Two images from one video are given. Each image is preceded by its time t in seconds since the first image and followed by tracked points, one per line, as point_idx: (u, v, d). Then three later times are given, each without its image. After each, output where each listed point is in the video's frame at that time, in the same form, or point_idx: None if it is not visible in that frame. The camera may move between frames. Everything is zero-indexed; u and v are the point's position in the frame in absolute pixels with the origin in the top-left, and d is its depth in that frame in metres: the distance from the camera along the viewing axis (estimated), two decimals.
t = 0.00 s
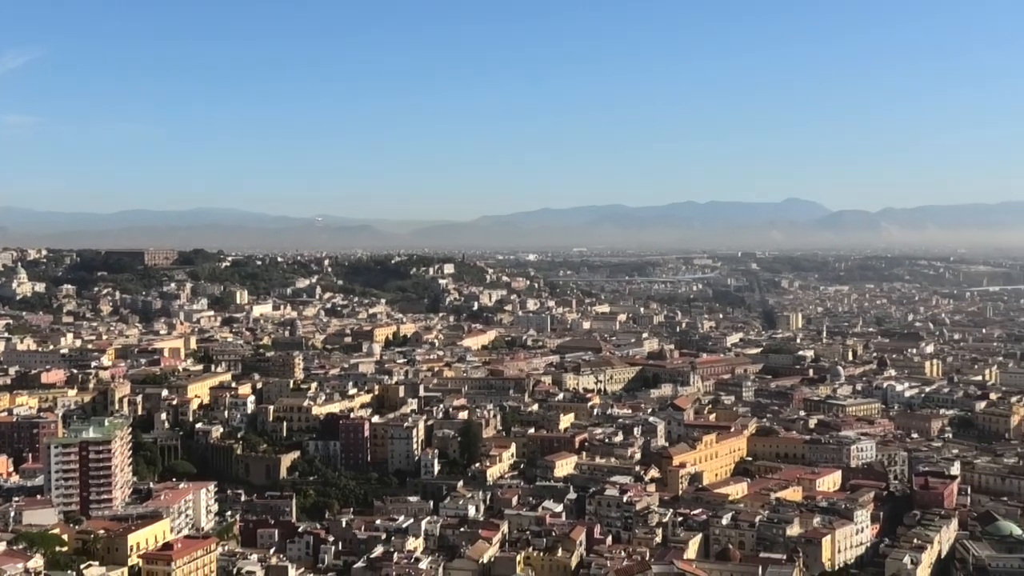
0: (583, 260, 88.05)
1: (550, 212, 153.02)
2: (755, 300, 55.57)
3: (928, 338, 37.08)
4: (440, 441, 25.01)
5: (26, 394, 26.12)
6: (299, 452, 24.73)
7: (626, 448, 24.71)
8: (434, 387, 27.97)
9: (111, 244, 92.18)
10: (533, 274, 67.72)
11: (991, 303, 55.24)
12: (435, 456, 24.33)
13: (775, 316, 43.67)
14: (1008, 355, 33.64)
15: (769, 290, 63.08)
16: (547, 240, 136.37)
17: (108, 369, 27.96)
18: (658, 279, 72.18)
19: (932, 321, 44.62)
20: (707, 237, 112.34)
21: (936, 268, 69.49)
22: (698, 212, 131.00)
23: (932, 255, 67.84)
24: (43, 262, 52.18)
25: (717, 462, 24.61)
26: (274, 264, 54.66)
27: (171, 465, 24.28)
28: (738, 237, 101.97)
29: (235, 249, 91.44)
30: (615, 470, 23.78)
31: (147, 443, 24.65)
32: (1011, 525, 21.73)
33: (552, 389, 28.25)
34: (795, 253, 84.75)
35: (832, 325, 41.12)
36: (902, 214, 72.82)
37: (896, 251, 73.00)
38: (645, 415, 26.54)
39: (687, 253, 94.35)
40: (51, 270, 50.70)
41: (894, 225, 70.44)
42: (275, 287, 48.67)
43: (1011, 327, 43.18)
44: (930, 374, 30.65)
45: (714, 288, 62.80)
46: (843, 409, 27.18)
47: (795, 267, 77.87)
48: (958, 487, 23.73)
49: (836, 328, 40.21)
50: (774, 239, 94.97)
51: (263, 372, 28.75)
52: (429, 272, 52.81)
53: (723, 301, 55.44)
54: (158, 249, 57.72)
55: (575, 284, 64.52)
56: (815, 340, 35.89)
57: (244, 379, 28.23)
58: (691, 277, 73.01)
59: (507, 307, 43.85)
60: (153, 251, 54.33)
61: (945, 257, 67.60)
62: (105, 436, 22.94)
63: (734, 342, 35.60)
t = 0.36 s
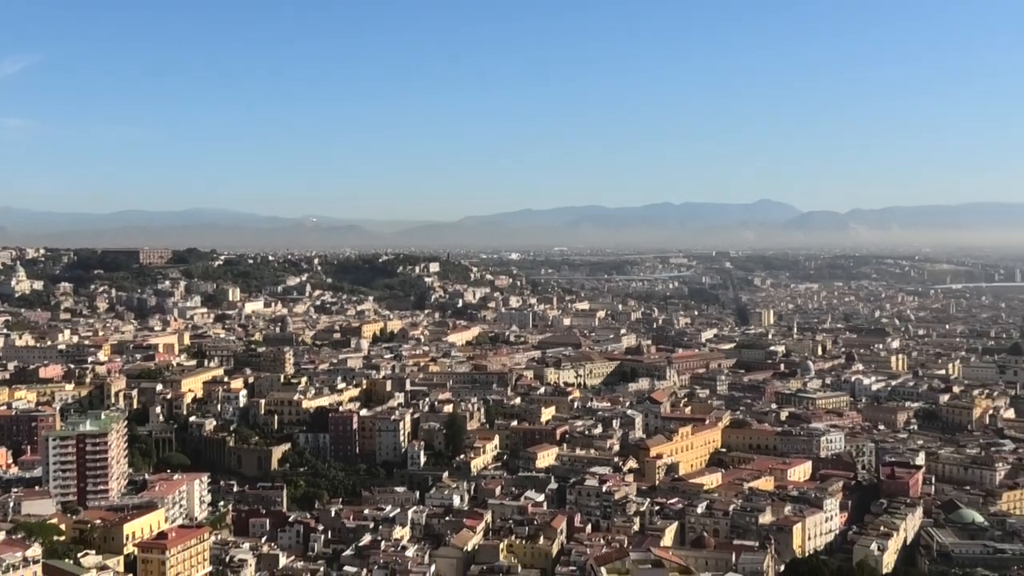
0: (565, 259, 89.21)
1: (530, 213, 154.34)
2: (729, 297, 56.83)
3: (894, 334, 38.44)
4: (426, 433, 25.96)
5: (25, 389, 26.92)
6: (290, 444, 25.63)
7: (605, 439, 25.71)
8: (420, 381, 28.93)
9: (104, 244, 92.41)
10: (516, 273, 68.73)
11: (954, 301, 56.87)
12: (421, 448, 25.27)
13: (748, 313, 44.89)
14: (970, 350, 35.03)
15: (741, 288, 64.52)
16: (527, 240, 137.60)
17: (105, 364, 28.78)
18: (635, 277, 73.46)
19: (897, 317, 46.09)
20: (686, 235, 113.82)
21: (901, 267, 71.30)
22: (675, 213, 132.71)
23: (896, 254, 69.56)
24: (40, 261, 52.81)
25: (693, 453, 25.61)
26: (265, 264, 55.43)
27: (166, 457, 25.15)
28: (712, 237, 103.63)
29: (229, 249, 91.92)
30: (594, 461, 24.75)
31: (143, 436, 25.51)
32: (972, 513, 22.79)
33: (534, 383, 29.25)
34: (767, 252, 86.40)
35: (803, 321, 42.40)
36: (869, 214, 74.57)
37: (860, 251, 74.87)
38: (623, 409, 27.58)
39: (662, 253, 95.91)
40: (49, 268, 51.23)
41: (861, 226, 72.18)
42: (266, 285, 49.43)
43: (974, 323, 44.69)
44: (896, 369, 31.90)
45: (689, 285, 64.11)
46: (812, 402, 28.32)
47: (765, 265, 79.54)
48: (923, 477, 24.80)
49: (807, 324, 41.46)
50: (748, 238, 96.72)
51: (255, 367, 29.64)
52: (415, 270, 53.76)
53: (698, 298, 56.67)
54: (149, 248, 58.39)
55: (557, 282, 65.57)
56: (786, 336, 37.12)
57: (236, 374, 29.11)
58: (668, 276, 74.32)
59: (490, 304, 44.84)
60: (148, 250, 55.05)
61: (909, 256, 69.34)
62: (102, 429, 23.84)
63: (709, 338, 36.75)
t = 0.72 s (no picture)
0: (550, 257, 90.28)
1: (513, 214, 155.49)
2: (707, 295, 58.05)
3: (863, 331, 39.85)
4: (415, 427, 26.92)
5: (26, 384, 27.75)
6: (282, 437, 26.54)
7: (587, 432, 26.73)
8: (409, 376, 29.90)
9: (98, 244, 92.70)
10: (501, 272, 69.73)
11: (921, 298, 58.38)
12: (410, 440, 26.22)
13: (724, 311, 46.10)
14: (936, 346, 36.44)
15: (717, 286, 65.86)
16: (510, 240, 138.71)
17: (103, 360, 29.62)
18: (615, 276, 74.64)
19: (866, 314, 47.49)
20: (667, 234, 115.26)
21: (870, 265, 72.87)
22: (656, 213, 134.23)
23: (865, 254, 71.18)
24: (40, 261, 53.43)
25: (671, 445, 26.66)
26: (258, 262, 56.24)
27: (162, 450, 26.03)
28: (691, 237, 105.03)
29: (223, 248, 92.43)
30: (576, 453, 25.75)
31: (140, 429, 26.39)
32: (939, 502, 23.80)
33: (518, 378, 30.27)
34: (742, 251, 87.79)
35: (777, 318, 43.63)
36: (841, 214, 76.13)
37: (830, 251, 76.40)
38: (604, 403, 28.63)
39: (640, 253, 97.24)
40: (48, 268, 51.81)
41: (832, 227, 73.71)
42: (260, 284, 50.25)
43: (940, 320, 46.15)
44: (866, 364, 33.20)
45: (668, 284, 65.25)
46: (785, 396, 29.53)
47: (740, 265, 80.94)
48: (891, 467, 25.90)
49: (780, 321, 42.70)
50: (722, 238, 98.07)
51: (249, 362, 30.54)
52: (404, 269, 54.69)
53: (675, 296, 57.79)
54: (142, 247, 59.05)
55: (542, 281, 66.62)
56: (761, 333, 38.37)
57: (231, 370, 30.00)
58: (647, 275, 75.48)
59: (476, 302, 45.82)
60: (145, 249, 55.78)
61: (878, 255, 70.93)
62: (100, 423, 24.71)
63: (687, 334, 37.88)
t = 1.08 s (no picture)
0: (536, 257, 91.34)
1: (497, 215, 156.64)
2: (686, 293, 59.24)
3: (835, 327, 41.21)
4: (404, 420, 27.93)
5: (27, 379, 28.60)
6: (276, 431, 27.49)
7: (571, 425, 27.79)
8: (398, 372, 30.92)
9: (94, 245, 93.13)
10: (488, 271, 70.77)
11: (890, 294, 59.91)
12: (399, 434, 27.22)
13: (702, 308, 47.34)
14: (905, 342, 37.83)
15: (695, 285, 67.18)
16: (494, 240, 139.83)
17: (102, 357, 30.49)
18: (597, 274, 75.80)
19: (837, 311, 48.87)
20: (649, 235, 116.59)
21: (841, 264, 74.44)
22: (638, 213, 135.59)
23: (837, 253, 72.65)
24: (41, 260, 54.17)
25: (651, 437, 27.74)
26: (252, 262, 57.09)
27: (160, 443, 26.95)
28: (673, 237, 106.38)
29: (217, 249, 93.09)
30: (560, 445, 26.78)
31: (138, 423, 27.31)
32: (908, 491, 24.93)
33: (504, 373, 31.33)
34: (718, 251, 89.23)
35: (753, 315, 44.88)
36: (814, 214, 77.67)
37: (803, 250, 77.91)
38: (587, 397, 29.73)
39: (621, 252, 98.53)
40: (49, 267, 52.41)
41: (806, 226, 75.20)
42: (254, 283, 51.11)
43: (908, 316, 47.57)
44: (838, 359, 34.64)
45: (649, 282, 66.45)
46: (761, 390, 30.74)
47: (717, 264, 82.34)
48: (862, 457, 27.03)
49: (756, 318, 43.94)
50: (700, 238, 99.42)
51: (243, 358, 31.48)
52: (393, 269, 55.64)
53: (655, 294, 58.94)
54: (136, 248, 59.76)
55: (529, 280, 67.69)
56: (737, 329, 39.61)
57: (226, 366, 30.94)
58: (627, 274, 76.71)
59: (463, 300, 46.85)
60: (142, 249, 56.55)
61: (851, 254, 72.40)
62: (99, 417, 25.62)
63: (667, 331, 39.05)
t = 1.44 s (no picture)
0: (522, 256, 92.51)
1: (482, 217, 157.83)
2: (666, 291, 60.48)
3: (809, 325, 42.51)
4: (394, 414, 28.94)
5: (29, 375, 29.48)
6: (270, 425, 28.46)
7: (555, 419, 28.86)
8: (389, 367, 31.94)
9: (86, 245, 93.65)
10: (476, 270, 71.82)
11: (860, 294, 61.55)
12: (390, 427, 28.22)
13: (681, 305, 48.60)
14: (875, 338, 39.24)
15: (675, 283, 68.46)
16: (480, 241, 141.05)
17: (102, 353, 31.38)
18: (580, 273, 77.03)
19: (810, 309, 50.28)
20: (631, 235, 118.03)
21: (813, 264, 76.07)
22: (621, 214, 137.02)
23: (812, 253, 74.21)
24: (44, 259, 54.95)
25: (632, 430, 28.84)
26: (246, 261, 58.01)
27: (158, 437, 27.89)
28: (654, 237, 107.79)
29: (212, 249, 93.97)
30: (545, 437, 27.83)
31: (137, 418, 28.23)
32: (877, 481, 25.99)
33: (491, 368, 32.39)
34: (698, 251, 90.69)
35: (730, 313, 46.15)
36: (791, 215, 79.13)
37: (779, 250, 79.47)
38: (571, 392, 30.84)
39: (604, 252, 99.86)
40: (48, 266, 53.19)
41: (780, 227, 76.76)
42: (249, 281, 51.99)
43: (878, 314, 49.03)
44: (811, 354, 36.07)
45: (631, 281, 67.67)
46: (737, 384, 31.97)
47: (696, 264, 83.81)
48: (834, 449, 28.18)
49: (734, 315, 45.19)
50: (679, 238, 100.91)
51: (238, 354, 32.44)
52: (384, 268, 56.63)
53: (636, 292, 60.17)
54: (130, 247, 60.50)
55: (515, 279, 68.75)
56: (715, 326, 40.87)
57: (222, 362, 31.89)
58: (609, 273, 78.04)
59: (452, 298, 47.89)
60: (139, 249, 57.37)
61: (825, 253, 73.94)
62: (99, 412, 26.51)
63: (648, 328, 40.22)
